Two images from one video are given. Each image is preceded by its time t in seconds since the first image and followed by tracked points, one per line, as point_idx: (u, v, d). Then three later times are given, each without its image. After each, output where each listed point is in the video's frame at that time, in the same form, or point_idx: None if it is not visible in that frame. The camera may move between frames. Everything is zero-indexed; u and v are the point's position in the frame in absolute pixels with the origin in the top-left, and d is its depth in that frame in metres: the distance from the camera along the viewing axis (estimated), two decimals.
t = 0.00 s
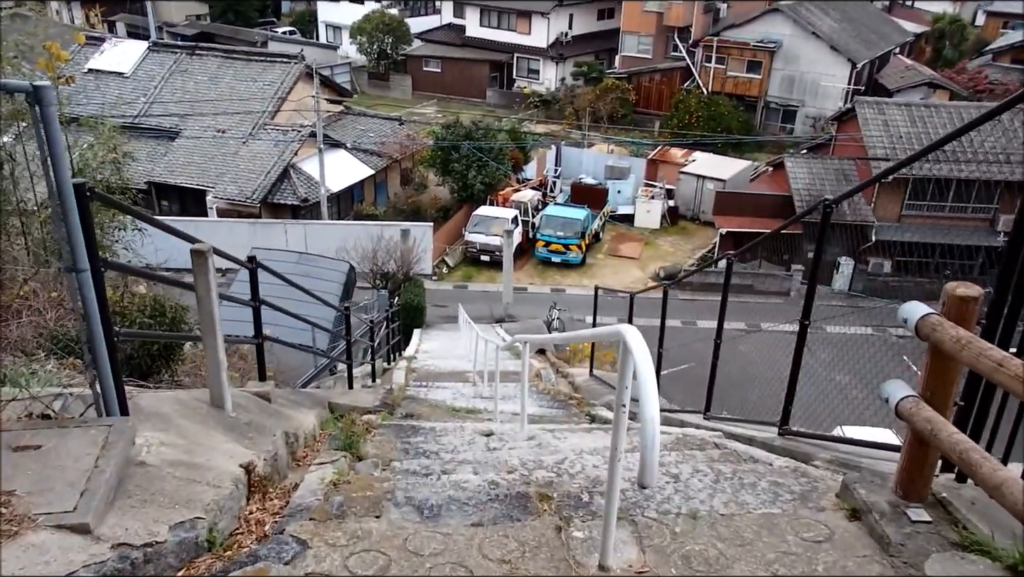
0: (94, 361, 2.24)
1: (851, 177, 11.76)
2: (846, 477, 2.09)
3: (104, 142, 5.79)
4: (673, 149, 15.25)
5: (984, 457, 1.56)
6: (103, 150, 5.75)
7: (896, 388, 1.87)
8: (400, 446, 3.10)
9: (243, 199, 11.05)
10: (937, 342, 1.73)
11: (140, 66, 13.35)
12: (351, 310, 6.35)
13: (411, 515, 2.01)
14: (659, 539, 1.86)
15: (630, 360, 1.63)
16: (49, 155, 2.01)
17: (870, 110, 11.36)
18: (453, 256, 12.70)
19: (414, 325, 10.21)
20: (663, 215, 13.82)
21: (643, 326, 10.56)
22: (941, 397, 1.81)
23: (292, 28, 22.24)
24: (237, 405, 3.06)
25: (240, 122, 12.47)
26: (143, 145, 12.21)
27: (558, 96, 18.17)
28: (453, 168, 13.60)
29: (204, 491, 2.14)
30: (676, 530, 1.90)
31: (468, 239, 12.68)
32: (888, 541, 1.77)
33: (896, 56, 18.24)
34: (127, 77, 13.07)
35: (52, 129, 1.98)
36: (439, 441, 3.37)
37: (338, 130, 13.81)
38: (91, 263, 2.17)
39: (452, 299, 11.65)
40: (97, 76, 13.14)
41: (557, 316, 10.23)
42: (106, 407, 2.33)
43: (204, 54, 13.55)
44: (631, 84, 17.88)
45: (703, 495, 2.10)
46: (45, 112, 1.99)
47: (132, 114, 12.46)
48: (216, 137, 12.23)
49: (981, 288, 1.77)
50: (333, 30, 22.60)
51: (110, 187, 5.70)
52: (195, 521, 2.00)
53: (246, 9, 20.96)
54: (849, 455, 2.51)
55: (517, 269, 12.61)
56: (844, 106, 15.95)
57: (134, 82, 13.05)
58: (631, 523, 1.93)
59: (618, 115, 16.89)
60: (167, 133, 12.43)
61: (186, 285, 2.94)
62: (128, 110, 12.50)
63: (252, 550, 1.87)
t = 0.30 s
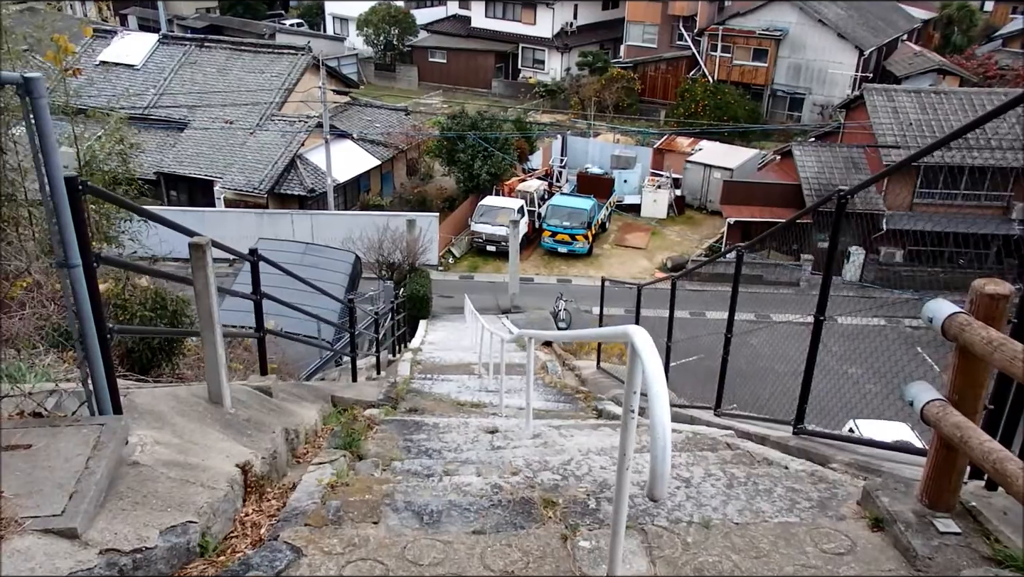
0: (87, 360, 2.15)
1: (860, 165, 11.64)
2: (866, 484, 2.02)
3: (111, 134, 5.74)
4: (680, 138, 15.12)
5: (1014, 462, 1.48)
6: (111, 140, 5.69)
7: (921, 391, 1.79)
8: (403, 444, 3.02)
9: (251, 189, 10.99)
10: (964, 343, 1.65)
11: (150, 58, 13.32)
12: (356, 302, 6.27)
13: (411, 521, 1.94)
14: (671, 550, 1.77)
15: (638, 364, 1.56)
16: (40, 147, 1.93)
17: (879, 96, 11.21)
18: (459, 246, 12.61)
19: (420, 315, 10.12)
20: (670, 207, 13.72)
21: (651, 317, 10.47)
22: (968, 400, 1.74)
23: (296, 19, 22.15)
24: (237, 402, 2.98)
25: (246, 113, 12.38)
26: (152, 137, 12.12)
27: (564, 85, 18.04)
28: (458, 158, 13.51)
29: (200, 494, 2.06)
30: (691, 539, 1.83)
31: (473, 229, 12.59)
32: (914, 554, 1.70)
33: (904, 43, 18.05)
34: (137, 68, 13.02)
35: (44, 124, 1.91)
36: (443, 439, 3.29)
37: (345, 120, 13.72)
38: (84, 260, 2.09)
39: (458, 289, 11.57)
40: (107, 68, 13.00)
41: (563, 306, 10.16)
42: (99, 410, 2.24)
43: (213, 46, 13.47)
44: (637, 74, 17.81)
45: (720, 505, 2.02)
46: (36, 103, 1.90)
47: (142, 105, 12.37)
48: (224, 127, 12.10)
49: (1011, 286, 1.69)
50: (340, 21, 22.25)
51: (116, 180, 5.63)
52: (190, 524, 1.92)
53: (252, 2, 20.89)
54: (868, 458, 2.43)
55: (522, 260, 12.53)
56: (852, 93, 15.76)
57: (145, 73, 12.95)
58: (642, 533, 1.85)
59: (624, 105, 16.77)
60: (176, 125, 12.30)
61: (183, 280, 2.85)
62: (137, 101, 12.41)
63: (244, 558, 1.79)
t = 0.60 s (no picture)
0: (88, 351, 2.11)
1: (874, 171, 11.57)
2: (877, 501, 1.97)
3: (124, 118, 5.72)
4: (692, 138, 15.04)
5: None
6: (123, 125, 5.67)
7: (938, 410, 1.74)
8: (405, 442, 2.99)
9: (261, 176, 10.96)
10: (985, 363, 1.61)
11: (167, 42, 13.31)
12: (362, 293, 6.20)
13: (409, 525, 1.90)
14: (675, 564, 1.73)
15: (650, 372, 1.51)
16: (46, 135, 1.89)
17: (894, 103, 11.10)
18: (468, 239, 12.57)
19: (426, 307, 10.08)
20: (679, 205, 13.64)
21: (658, 316, 10.42)
22: (987, 420, 1.69)
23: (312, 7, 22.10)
24: (238, 393, 2.94)
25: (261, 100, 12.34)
26: (165, 121, 12.09)
27: (579, 81, 17.96)
28: (470, 151, 13.45)
29: (197, 489, 2.03)
30: (696, 552, 1.78)
31: (483, 222, 12.54)
32: None
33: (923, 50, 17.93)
34: (153, 53, 13.05)
35: (51, 110, 1.87)
36: (446, 437, 3.25)
37: (357, 110, 13.68)
38: (87, 250, 2.05)
39: (465, 282, 11.53)
40: (123, 51, 13.12)
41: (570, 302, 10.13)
42: (99, 400, 2.20)
43: (228, 32, 13.46)
44: (652, 73, 17.75)
45: (726, 517, 1.98)
46: (43, 90, 1.86)
47: (156, 89, 12.37)
48: (237, 114, 12.07)
49: None
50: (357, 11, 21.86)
51: (129, 164, 5.60)
52: (185, 521, 1.88)
53: None
54: (878, 472, 2.39)
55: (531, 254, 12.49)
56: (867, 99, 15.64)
57: (160, 58, 12.97)
58: (646, 544, 1.81)
59: (638, 102, 16.69)
60: (189, 110, 12.24)
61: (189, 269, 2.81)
62: (152, 85, 12.42)
63: (239, 558, 1.75)
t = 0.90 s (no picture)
0: (95, 349, 2.10)
1: (883, 169, 11.53)
2: (889, 507, 1.95)
3: (132, 113, 5.70)
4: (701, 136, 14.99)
5: None
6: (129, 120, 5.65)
7: (953, 416, 1.72)
8: (412, 442, 2.97)
9: (268, 172, 10.94)
10: (1002, 369, 1.59)
11: (174, 37, 13.31)
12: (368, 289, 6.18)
13: (418, 528, 1.89)
14: (685, 569, 1.72)
15: (663, 378, 1.50)
16: (55, 131, 1.87)
17: (907, 100, 11.08)
18: (475, 236, 12.56)
19: (432, 304, 10.06)
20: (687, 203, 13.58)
21: (665, 315, 10.40)
22: (1003, 425, 1.67)
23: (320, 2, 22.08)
24: (245, 390, 2.93)
25: (268, 96, 12.33)
26: (171, 116, 12.09)
27: (587, 78, 17.91)
28: (478, 147, 13.42)
29: (204, 489, 2.01)
30: (707, 557, 1.77)
31: (490, 219, 12.52)
32: None
33: (934, 47, 17.85)
34: (160, 48, 13.05)
35: (60, 106, 1.85)
36: (453, 437, 3.23)
37: (365, 106, 13.65)
38: (94, 248, 2.03)
39: (472, 279, 11.51)
40: (131, 46, 13.14)
41: (576, 300, 10.11)
42: (106, 399, 2.19)
43: (236, 27, 13.47)
44: (660, 69, 17.58)
45: (737, 523, 1.96)
46: (52, 88, 1.85)
47: (163, 85, 12.37)
48: (244, 109, 12.04)
49: None
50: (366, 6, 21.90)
51: (136, 159, 5.59)
52: (192, 522, 1.87)
53: None
54: (889, 476, 2.37)
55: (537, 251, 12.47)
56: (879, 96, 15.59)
57: (168, 53, 12.96)
58: (656, 550, 1.80)
59: (647, 99, 16.65)
60: (196, 105, 12.20)
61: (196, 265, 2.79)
62: (159, 81, 12.42)
63: (246, 560, 1.74)
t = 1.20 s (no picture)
0: (98, 350, 2.10)
1: (894, 169, 11.48)
2: (895, 507, 1.93)
3: (139, 110, 5.70)
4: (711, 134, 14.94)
5: None
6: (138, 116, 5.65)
7: (956, 414, 1.71)
8: (419, 442, 2.97)
9: (279, 169, 10.93)
10: (1005, 368, 1.57)
11: (184, 33, 13.34)
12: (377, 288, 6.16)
13: (423, 530, 1.88)
14: (692, 570, 1.70)
15: (669, 379, 1.48)
16: (59, 129, 1.87)
17: (912, 100, 11.00)
18: (486, 234, 12.55)
19: (442, 303, 10.06)
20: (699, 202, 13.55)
21: (676, 314, 10.37)
22: (1007, 426, 1.65)
23: None
24: (251, 391, 2.93)
25: (279, 93, 12.35)
26: (180, 112, 12.12)
27: (599, 76, 17.87)
28: (489, 145, 13.42)
29: (208, 494, 2.01)
30: (713, 558, 1.75)
31: (501, 218, 12.51)
32: None
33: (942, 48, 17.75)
34: (170, 44, 13.08)
35: (64, 101, 1.85)
36: (461, 437, 3.22)
37: (376, 104, 13.66)
38: (99, 249, 2.04)
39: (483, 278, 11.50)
40: (141, 41, 13.18)
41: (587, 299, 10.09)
42: (108, 402, 2.18)
43: (246, 24, 13.49)
44: (671, 68, 17.58)
45: (743, 524, 1.94)
46: (56, 86, 1.85)
47: (173, 81, 12.40)
48: (255, 106, 12.05)
49: None
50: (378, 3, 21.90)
51: (144, 156, 5.60)
52: (197, 528, 1.87)
53: None
54: (895, 475, 2.35)
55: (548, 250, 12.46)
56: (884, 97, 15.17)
57: (179, 48, 12.99)
58: (662, 550, 1.78)
59: (658, 98, 16.61)
60: (207, 101, 12.22)
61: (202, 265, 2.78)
62: (169, 77, 12.44)
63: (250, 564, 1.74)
